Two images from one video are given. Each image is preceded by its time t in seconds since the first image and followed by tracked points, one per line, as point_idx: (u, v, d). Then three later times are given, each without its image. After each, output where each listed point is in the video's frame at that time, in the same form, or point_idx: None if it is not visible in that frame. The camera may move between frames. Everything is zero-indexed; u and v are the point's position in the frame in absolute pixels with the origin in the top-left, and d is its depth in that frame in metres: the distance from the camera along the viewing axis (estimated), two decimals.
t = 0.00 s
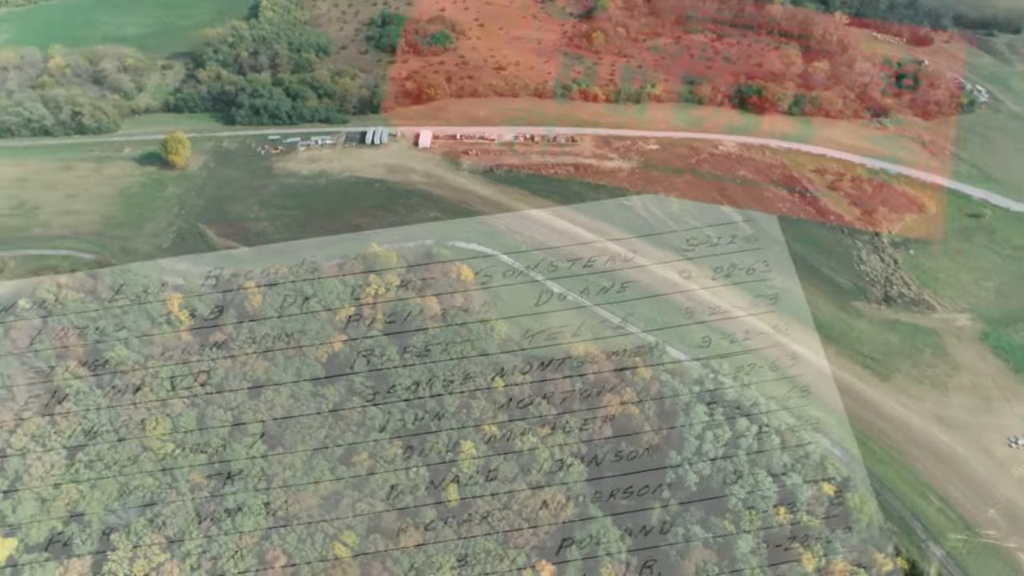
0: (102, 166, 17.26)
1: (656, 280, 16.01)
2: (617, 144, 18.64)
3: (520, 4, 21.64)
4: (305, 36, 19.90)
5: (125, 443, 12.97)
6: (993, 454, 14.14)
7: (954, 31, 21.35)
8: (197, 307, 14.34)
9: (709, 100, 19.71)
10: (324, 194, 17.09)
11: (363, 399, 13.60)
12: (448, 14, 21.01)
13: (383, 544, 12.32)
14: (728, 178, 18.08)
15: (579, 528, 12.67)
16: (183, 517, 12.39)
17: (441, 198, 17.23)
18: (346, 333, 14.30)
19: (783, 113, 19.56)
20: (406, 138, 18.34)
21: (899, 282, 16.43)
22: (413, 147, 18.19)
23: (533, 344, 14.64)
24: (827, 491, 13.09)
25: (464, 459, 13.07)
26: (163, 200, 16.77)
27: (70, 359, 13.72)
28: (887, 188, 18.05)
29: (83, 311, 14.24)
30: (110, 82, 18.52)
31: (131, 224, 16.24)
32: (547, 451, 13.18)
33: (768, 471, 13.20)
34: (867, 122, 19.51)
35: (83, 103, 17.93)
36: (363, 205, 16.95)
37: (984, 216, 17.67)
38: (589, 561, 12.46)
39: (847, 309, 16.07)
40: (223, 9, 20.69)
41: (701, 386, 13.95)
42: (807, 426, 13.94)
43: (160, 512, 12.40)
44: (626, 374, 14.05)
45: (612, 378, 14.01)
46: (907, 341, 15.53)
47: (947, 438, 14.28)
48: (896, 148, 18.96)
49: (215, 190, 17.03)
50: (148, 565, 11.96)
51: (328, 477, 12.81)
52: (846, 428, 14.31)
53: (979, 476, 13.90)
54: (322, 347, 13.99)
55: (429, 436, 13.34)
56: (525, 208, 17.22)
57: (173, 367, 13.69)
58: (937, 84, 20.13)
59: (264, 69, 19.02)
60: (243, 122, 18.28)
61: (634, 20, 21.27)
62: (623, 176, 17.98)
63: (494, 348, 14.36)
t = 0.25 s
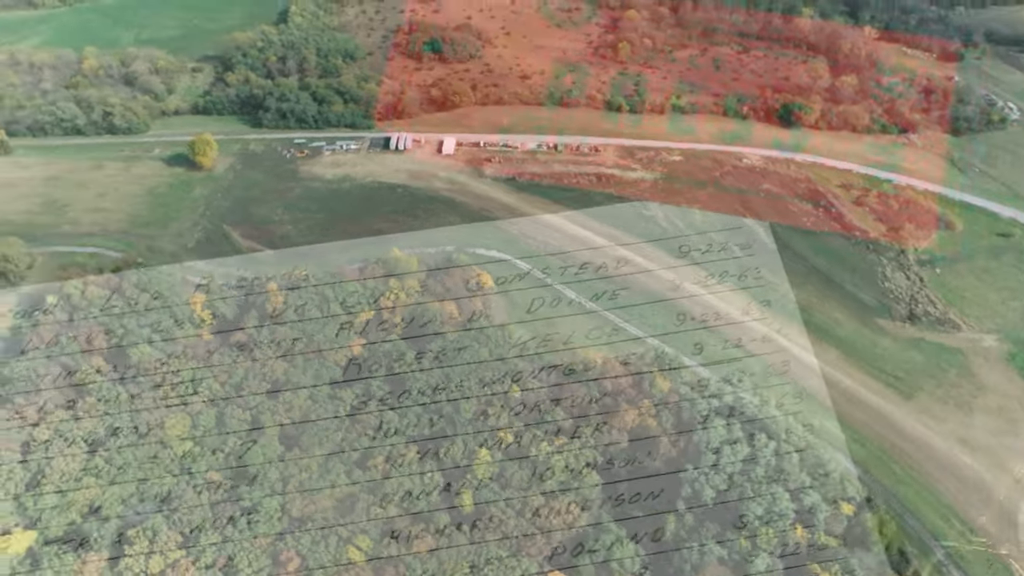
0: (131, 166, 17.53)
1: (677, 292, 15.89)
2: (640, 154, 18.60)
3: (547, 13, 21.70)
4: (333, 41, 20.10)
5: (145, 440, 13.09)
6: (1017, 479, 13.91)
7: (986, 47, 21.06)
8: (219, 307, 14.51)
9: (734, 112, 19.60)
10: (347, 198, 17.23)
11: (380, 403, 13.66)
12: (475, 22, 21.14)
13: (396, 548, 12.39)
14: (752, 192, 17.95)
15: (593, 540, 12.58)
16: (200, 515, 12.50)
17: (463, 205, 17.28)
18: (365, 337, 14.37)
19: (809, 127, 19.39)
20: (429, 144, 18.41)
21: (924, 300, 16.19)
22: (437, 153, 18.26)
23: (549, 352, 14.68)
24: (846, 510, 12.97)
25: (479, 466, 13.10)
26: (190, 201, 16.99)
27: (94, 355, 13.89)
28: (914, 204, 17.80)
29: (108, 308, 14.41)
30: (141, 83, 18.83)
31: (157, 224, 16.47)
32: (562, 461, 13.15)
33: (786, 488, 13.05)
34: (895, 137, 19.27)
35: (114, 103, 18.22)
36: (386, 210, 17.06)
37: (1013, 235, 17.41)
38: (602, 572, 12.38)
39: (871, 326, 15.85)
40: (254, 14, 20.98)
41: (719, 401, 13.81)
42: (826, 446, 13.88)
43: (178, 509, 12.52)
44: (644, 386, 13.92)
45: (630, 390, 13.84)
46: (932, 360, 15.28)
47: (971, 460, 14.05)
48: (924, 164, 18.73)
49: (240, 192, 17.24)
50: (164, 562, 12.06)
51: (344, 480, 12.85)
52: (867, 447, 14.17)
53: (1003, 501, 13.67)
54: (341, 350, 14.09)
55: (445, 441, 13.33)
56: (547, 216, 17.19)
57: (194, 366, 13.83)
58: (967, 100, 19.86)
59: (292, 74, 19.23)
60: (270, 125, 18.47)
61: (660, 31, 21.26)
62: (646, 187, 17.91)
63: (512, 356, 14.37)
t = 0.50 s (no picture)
0: (165, 166, 17.82)
1: (703, 305, 15.75)
2: (668, 167, 18.51)
3: (578, 24, 21.75)
4: (366, 48, 20.32)
5: (169, 436, 13.21)
6: None
7: None
8: (245, 307, 14.68)
9: (765, 126, 19.43)
10: (375, 203, 17.36)
11: (401, 408, 13.74)
12: (506, 32, 21.26)
13: (412, 553, 12.38)
14: (781, 208, 17.81)
15: (610, 553, 12.48)
16: (220, 512, 12.58)
17: (489, 213, 17.32)
18: (388, 341, 14.45)
19: (841, 143, 19.18)
20: (457, 152, 18.50)
21: (955, 322, 15.93)
22: (465, 161, 18.33)
23: (572, 362, 14.61)
24: (868, 533, 12.88)
25: (498, 474, 13.03)
26: (221, 202, 17.24)
27: (122, 350, 14.06)
28: (947, 225, 17.48)
29: (137, 304, 14.57)
30: (177, 86, 19.16)
31: (189, 224, 16.73)
32: (581, 472, 13.06)
33: (807, 508, 12.85)
34: (930, 156, 18.97)
35: (151, 103, 18.53)
36: (412, 215, 17.17)
37: None
38: None
39: (899, 347, 15.61)
40: (289, 20, 21.29)
41: (742, 417, 13.66)
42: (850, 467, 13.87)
43: (198, 505, 12.63)
44: (667, 401, 13.77)
45: (651, 404, 13.70)
46: (962, 384, 15.05)
47: (1000, 487, 13.77)
48: (958, 185, 18.46)
49: (270, 194, 17.46)
50: (184, 557, 12.19)
51: (363, 483, 12.91)
52: (893, 470, 13.99)
53: None
54: (364, 354, 14.22)
55: (464, 448, 13.33)
56: (573, 226, 17.15)
57: (218, 364, 13.95)
58: (1006, 119, 19.44)
59: (324, 79, 19.43)
60: (301, 129, 18.68)
61: (692, 44, 21.19)
62: (673, 200, 17.81)
63: (533, 365, 14.35)
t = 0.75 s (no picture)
0: (194, 167, 18.08)
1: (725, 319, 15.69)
2: (693, 178, 18.43)
3: (606, 33, 21.76)
4: (393, 55, 20.48)
5: (189, 433, 13.31)
6: None
7: None
8: (268, 308, 14.82)
9: (792, 139, 19.30)
10: (399, 208, 17.46)
11: (418, 412, 13.74)
12: (533, 40, 21.32)
13: (425, 558, 12.38)
14: (806, 222, 17.65)
15: (624, 565, 12.34)
16: (237, 511, 12.66)
17: (512, 220, 17.34)
18: (407, 346, 14.50)
19: (870, 158, 18.97)
20: (482, 158, 18.56)
21: (983, 342, 15.62)
22: (488, 168, 18.39)
23: (591, 372, 14.57)
24: (888, 556, 12.59)
25: (514, 482, 13.01)
26: (247, 203, 17.44)
27: (146, 347, 14.20)
28: (977, 243, 17.19)
29: (162, 303, 14.70)
30: (208, 88, 19.44)
31: (215, 224, 16.94)
32: (597, 483, 12.96)
33: (826, 527, 12.63)
34: (960, 173, 18.75)
35: (182, 105, 18.80)
36: (435, 221, 17.24)
37: None
38: None
39: (925, 367, 15.35)
40: (319, 25, 21.52)
41: (762, 432, 13.51)
42: (873, 487, 13.68)
43: (216, 503, 12.71)
44: (685, 414, 13.77)
45: (670, 417, 13.71)
46: (989, 406, 14.77)
47: None
48: (989, 203, 18.18)
49: (296, 197, 17.63)
50: (200, 555, 12.23)
51: (379, 486, 12.97)
52: (916, 491, 13.73)
53: None
54: (384, 357, 14.27)
55: (481, 455, 13.35)
56: (595, 235, 17.13)
57: (240, 365, 14.10)
58: None
59: (352, 84, 19.59)
60: (328, 133, 18.87)
61: (720, 55, 21.09)
62: (697, 211, 17.71)
63: (552, 374, 14.30)
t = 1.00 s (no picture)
0: (225, 169, 18.35)
1: (749, 335, 15.57)
2: (720, 192, 18.28)
3: (635, 45, 21.74)
4: (424, 62, 20.60)
5: (212, 431, 13.47)
6: None
7: None
8: (293, 310, 14.97)
9: (822, 155, 19.09)
10: (424, 214, 17.55)
11: (438, 418, 13.77)
12: (563, 50, 21.36)
13: (440, 566, 12.39)
14: (834, 239, 17.43)
15: None
16: (255, 510, 12.72)
17: (537, 229, 17.34)
18: (429, 352, 14.49)
19: (902, 176, 18.68)
20: (508, 167, 18.61)
21: (1015, 367, 15.37)
22: (515, 176, 18.42)
23: (612, 384, 14.40)
24: None
25: (532, 492, 12.95)
26: (275, 206, 17.65)
27: (172, 345, 14.39)
28: (1010, 265, 16.91)
29: (190, 303, 15.00)
30: (241, 92, 19.73)
31: (243, 226, 17.17)
32: (615, 496, 12.85)
33: (848, 549, 12.51)
34: (994, 193, 18.50)
35: (215, 108, 19.10)
36: (460, 228, 17.30)
37: None
38: None
39: (954, 389, 15.11)
40: (352, 31, 21.74)
41: (784, 451, 13.41)
42: (897, 510, 13.51)
43: (236, 502, 12.80)
44: (706, 429, 13.66)
45: (690, 431, 13.65)
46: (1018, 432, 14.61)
47: None
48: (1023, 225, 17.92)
49: (323, 201, 17.80)
50: (218, 553, 12.34)
51: (396, 491, 12.98)
52: (941, 515, 13.59)
53: None
54: (406, 363, 14.30)
55: (499, 464, 13.29)
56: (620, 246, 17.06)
57: (263, 365, 14.19)
58: None
59: (382, 90, 19.78)
60: (357, 139, 19.07)
61: (751, 68, 20.94)
62: (723, 226, 17.58)
63: (573, 384, 14.19)
